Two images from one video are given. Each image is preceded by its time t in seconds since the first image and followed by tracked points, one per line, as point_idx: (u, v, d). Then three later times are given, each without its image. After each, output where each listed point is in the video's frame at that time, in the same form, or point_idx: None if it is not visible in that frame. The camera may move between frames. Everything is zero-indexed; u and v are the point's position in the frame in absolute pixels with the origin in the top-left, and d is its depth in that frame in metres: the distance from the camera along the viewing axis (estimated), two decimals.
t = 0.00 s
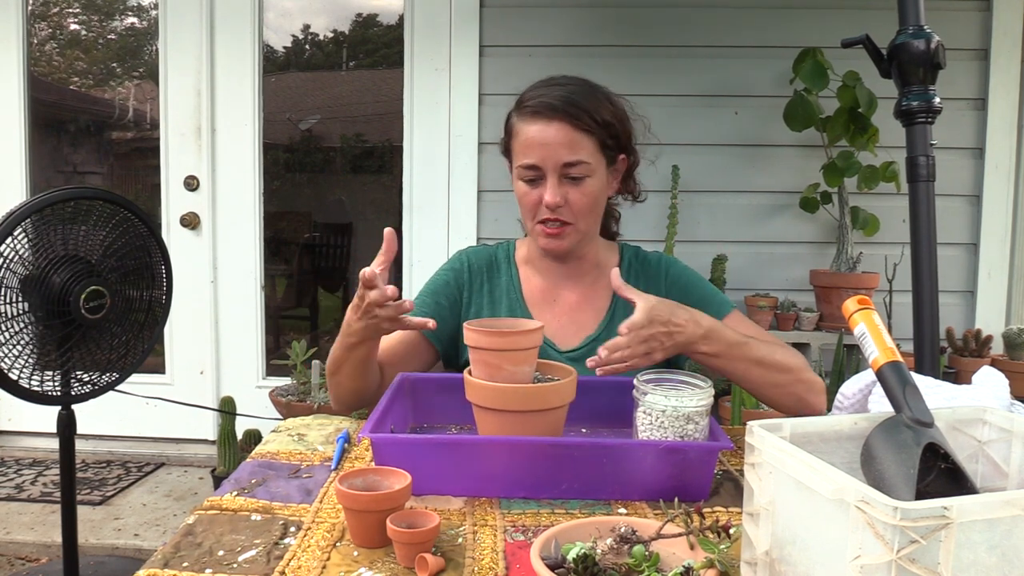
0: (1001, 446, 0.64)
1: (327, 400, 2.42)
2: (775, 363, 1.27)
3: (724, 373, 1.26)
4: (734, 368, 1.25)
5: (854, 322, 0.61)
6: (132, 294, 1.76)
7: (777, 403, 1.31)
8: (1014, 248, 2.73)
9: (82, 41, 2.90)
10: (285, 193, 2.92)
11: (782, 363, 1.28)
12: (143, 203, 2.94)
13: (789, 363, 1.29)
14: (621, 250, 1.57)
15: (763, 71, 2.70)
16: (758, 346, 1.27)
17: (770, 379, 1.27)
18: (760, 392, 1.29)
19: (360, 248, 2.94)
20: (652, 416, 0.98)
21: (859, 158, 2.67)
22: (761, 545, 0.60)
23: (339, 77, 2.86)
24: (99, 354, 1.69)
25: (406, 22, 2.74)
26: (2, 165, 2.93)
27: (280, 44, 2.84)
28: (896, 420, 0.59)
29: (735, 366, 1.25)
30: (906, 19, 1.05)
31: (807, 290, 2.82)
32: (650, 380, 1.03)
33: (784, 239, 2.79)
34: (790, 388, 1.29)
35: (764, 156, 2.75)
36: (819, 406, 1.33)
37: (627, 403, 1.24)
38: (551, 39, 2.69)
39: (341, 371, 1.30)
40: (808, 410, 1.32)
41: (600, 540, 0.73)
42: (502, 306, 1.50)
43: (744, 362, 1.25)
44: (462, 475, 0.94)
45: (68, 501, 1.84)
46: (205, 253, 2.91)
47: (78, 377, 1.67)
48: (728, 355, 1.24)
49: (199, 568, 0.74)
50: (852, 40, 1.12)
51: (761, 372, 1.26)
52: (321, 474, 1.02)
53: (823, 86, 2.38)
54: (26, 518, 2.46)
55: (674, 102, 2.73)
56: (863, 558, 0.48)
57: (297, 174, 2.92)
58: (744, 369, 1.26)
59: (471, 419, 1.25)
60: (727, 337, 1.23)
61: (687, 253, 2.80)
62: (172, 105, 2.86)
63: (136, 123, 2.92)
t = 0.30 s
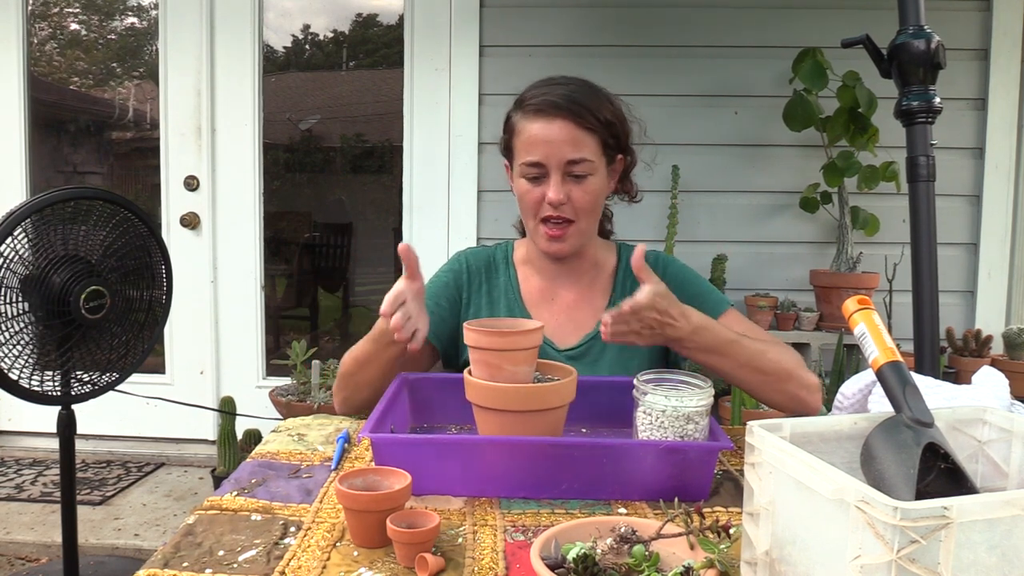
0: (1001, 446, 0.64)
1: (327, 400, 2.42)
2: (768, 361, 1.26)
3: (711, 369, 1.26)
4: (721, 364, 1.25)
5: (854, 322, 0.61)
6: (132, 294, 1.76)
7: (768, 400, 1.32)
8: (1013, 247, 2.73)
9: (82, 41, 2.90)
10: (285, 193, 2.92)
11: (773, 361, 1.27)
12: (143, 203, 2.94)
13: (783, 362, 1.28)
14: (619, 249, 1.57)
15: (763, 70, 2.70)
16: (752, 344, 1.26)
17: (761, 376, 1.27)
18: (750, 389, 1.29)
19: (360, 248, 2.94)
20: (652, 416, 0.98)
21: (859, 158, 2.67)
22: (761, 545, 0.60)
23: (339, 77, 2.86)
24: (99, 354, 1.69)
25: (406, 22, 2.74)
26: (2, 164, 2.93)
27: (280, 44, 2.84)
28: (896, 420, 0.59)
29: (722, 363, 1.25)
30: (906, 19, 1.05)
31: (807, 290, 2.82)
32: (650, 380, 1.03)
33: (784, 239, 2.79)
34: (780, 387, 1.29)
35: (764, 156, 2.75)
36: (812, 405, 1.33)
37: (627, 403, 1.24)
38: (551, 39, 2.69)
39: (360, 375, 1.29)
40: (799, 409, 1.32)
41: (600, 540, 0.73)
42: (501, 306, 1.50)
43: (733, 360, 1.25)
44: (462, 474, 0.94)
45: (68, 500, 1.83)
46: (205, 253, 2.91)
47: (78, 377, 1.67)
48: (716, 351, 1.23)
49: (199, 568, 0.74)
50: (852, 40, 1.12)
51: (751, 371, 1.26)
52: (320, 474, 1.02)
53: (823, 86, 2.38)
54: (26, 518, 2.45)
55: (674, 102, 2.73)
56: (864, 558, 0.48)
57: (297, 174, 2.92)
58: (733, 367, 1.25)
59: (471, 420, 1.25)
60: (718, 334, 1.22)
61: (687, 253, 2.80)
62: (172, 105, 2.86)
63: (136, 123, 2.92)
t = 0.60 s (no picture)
0: (1001, 446, 0.64)
1: (327, 400, 2.42)
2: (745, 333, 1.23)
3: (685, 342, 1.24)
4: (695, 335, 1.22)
5: (854, 322, 0.61)
6: (133, 294, 1.76)
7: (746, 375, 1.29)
8: (1013, 247, 2.73)
9: (82, 41, 2.90)
10: (285, 193, 2.92)
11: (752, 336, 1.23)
12: (143, 203, 2.94)
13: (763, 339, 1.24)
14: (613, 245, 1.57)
15: (763, 70, 2.70)
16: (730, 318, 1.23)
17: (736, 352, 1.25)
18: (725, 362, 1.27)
19: (360, 248, 2.94)
20: (652, 416, 0.98)
21: (859, 158, 2.67)
22: (761, 545, 0.60)
23: (339, 77, 2.86)
24: (99, 354, 1.69)
25: (406, 22, 2.74)
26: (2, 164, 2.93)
27: (280, 44, 2.84)
28: (896, 420, 0.59)
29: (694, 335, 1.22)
30: (906, 19, 1.05)
31: (807, 290, 2.81)
32: (650, 380, 1.04)
33: (784, 239, 2.79)
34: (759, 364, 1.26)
35: (764, 156, 2.75)
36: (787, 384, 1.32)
37: (626, 402, 1.24)
38: (552, 39, 2.69)
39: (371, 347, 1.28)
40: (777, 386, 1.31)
41: (600, 540, 0.73)
42: (498, 304, 1.50)
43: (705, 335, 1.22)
44: (463, 474, 0.94)
45: (68, 500, 1.83)
46: (205, 253, 2.91)
47: (78, 377, 1.67)
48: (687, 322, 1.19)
49: (199, 568, 0.74)
50: (852, 40, 1.12)
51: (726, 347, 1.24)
52: (321, 474, 1.02)
53: (823, 86, 2.38)
54: (26, 518, 2.45)
55: (674, 102, 2.73)
56: (863, 558, 0.48)
57: (297, 174, 2.92)
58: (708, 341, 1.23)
59: (471, 420, 1.24)
60: (688, 302, 1.16)
61: (687, 252, 2.80)
62: (172, 105, 2.86)
63: (136, 123, 2.92)
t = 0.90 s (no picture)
0: (1001, 446, 0.64)
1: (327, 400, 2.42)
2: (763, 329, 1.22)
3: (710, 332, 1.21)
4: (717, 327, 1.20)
5: (854, 322, 0.62)
6: (133, 294, 1.76)
7: (753, 375, 1.28)
8: (1013, 247, 2.73)
9: (82, 41, 2.90)
10: (285, 193, 2.92)
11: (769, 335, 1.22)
12: (143, 203, 2.94)
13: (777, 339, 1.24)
14: (608, 246, 1.57)
15: (763, 70, 2.70)
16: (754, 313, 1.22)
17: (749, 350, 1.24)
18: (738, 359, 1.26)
19: (360, 248, 2.94)
20: (652, 416, 0.98)
21: (859, 158, 2.67)
22: (761, 545, 0.60)
23: (339, 77, 2.86)
24: (99, 354, 1.69)
25: (406, 22, 2.74)
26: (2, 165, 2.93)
27: (280, 44, 2.84)
28: (896, 420, 0.59)
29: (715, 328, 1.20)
30: (906, 19, 1.05)
31: (807, 290, 2.81)
32: (649, 380, 1.04)
33: (784, 239, 2.79)
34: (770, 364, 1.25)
35: (765, 156, 2.75)
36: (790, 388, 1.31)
37: (626, 402, 1.24)
38: (552, 39, 2.69)
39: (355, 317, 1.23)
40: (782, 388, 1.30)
41: (600, 540, 0.73)
42: (494, 303, 1.48)
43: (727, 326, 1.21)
44: (462, 474, 0.94)
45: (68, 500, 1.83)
46: (205, 252, 2.91)
47: (78, 377, 1.67)
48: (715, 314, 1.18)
49: (199, 568, 0.74)
50: (852, 40, 1.12)
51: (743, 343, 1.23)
52: (321, 474, 1.02)
53: (823, 86, 2.38)
54: (26, 518, 2.45)
55: (674, 102, 2.73)
56: (863, 558, 0.48)
57: (297, 174, 2.92)
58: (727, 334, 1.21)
59: (471, 420, 1.24)
60: (721, 295, 1.14)
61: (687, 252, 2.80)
62: (172, 104, 2.85)
63: (136, 123, 2.92)
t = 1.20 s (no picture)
0: (1000, 446, 0.64)
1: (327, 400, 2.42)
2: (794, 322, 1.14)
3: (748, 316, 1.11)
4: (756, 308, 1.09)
5: (854, 322, 0.62)
6: (133, 294, 1.76)
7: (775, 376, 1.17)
8: (1013, 246, 2.73)
9: (82, 40, 2.90)
10: (285, 193, 2.92)
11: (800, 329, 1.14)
12: (143, 203, 2.94)
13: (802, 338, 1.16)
14: (612, 248, 1.57)
15: (763, 70, 2.70)
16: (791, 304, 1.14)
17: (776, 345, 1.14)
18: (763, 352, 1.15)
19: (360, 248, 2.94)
20: (652, 416, 0.98)
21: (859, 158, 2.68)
22: (761, 545, 0.60)
23: (339, 77, 2.86)
24: (99, 354, 1.69)
25: (406, 22, 2.74)
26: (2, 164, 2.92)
27: (280, 44, 2.84)
28: (896, 420, 0.59)
29: (754, 308, 1.08)
30: (906, 19, 1.05)
31: (807, 289, 2.81)
32: (650, 380, 1.04)
33: (784, 239, 2.79)
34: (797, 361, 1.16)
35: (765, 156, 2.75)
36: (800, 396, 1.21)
37: (626, 402, 1.24)
38: (552, 39, 2.69)
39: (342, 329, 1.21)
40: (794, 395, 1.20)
41: (600, 540, 0.73)
42: (496, 304, 1.49)
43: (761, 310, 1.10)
44: (462, 475, 0.94)
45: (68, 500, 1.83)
46: (205, 252, 2.91)
47: (78, 376, 1.67)
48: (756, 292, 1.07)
49: (199, 568, 0.74)
50: (852, 40, 1.12)
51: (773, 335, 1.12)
52: (320, 474, 1.02)
53: (823, 86, 2.38)
54: (26, 518, 2.45)
55: (674, 102, 2.73)
56: (863, 558, 0.48)
57: (297, 174, 2.92)
58: (764, 318, 1.10)
59: (471, 420, 1.24)
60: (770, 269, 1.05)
61: (687, 252, 2.80)
62: (172, 104, 2.85)
63: (136, 123, 2.92)
